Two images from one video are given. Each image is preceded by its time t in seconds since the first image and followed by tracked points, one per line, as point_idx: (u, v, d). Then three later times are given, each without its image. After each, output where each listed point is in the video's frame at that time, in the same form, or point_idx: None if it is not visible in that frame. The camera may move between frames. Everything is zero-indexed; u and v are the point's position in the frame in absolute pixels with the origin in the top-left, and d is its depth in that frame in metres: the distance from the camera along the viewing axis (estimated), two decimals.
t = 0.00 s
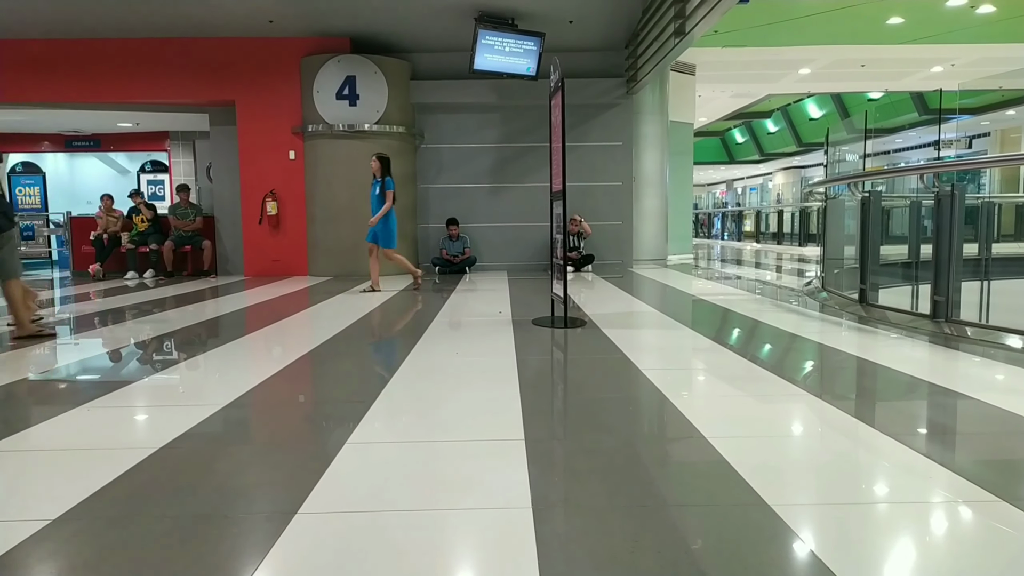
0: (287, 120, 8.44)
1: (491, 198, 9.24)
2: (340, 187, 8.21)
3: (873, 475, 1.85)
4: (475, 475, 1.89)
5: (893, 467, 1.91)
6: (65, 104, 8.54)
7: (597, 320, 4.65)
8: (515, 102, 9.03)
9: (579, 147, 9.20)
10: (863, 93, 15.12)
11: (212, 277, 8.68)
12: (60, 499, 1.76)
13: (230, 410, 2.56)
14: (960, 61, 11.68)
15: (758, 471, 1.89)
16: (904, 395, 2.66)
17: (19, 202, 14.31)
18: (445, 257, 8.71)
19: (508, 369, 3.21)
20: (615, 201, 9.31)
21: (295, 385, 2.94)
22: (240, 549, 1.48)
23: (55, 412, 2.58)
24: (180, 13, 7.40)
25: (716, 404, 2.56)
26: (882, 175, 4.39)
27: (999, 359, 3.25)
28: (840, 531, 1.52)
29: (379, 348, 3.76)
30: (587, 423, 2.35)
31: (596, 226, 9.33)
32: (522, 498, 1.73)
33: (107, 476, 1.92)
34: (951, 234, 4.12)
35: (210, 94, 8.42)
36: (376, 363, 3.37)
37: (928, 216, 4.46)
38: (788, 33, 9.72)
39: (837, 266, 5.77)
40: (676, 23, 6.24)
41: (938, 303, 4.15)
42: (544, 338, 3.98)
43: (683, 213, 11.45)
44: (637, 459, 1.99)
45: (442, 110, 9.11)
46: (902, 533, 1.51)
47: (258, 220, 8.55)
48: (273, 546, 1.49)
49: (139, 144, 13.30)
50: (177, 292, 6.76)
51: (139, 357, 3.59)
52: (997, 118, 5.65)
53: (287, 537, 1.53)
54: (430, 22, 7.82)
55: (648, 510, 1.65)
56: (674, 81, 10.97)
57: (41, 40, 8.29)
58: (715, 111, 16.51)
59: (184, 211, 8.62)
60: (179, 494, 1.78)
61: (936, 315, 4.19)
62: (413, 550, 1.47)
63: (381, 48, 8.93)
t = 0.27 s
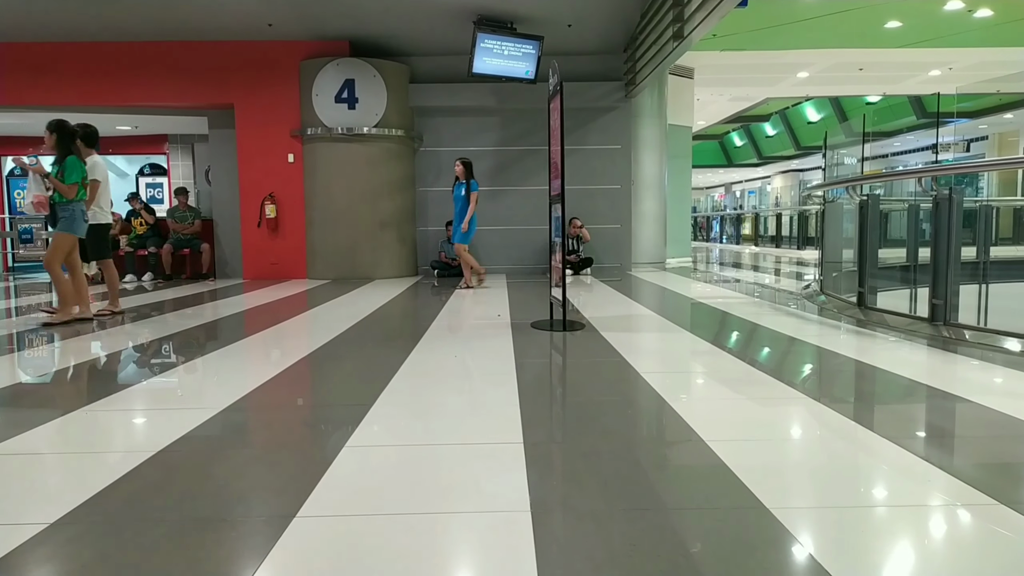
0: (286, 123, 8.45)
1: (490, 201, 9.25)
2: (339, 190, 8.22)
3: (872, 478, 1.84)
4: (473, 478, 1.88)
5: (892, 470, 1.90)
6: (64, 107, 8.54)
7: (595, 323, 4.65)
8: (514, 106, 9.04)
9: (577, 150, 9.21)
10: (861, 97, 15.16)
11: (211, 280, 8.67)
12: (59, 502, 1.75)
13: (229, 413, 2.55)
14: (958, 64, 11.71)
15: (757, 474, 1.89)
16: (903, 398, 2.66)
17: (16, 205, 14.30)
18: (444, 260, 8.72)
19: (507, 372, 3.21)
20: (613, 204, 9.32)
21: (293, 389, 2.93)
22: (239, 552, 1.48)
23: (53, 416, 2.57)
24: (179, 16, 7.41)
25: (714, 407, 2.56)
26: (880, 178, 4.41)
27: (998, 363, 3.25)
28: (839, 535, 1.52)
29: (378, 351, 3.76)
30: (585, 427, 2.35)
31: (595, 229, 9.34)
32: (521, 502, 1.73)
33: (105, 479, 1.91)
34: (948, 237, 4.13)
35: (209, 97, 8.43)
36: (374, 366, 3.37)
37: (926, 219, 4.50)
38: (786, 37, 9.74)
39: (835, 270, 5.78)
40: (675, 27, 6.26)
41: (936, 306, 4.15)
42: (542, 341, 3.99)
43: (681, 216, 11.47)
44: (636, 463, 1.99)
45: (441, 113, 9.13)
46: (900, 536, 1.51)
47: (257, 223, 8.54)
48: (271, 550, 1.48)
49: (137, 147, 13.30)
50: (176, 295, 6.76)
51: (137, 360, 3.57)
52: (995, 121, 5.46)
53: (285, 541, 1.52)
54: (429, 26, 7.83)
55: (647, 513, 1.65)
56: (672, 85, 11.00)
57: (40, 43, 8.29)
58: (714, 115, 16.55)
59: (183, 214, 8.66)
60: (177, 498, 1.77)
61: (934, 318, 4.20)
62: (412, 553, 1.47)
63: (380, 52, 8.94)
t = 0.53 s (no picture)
0: (284, 118, 8.42)
1: (489, 195, 9.23)
2: (338, 185, 8.20)
3: (871, 471, 1.85)
4: (472, 472, 1.89)
5: (891, 463, 1.91)
6: (61, 102, 8.51)
7: (595, 317, 4.65)
8: (513, 100, 9.02)
9: (577, 144, 9.19)
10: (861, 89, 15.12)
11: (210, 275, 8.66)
12: (60, 498, 1.76)
13: (229, 408, 2.56)
14: (958, 57, 11.69)
15: (756, 467, 1.89)
16: (902, 391, 2.66)
17: (15, 200, 14.27)
18: (444, 255, 8.70)
19: (506, 367, 3.21)
20: (613, 198, 9.31)
21: (293, 384, 2.93)
22: (239, 547, 1.48)
23: (54, 411, 2.57)
24: (176, 10, 7.37)
25: (714, 400, 2.57)
26: (879, 172, 4.39)
27: (997, 356, 3.26)
28: (838, 528, 1.52)
29: (378, 346, 3.75)
30: (585, 420, 2.35)
31: (594, 224, 9.33)
32: (521, 496, 1.73)
33: (106, 474, 1.92)
34: (948, 230, 4.12)
35: (207, 92, 8.40)
36: (374, 361, 3.37)
37: (926, 213, 4.49)
38: (785, 30, 9.71)
39: (834, 263, 5.77)
40: (674, 20, 6.23)
41: (936, 299, 4.15)
42: (542, 336, 3.98)
43: (681, 210, 11.46)
44: (635, 456, 1.99)
45: (440, 107, 9.10)
46: (899, 529, 1.51)
47: (255, 218, 8.53)
48: (271, 544, 1.49)
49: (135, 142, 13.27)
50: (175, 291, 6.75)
51: (138, 356, 3.56)
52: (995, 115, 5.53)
53: (285, 536, 1.52)
54: (428, 20, 7.80)
55: (646, 507, 1.65)
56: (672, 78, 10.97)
57: (37, 38, 8.26)
58: (713, 108, 16.51)
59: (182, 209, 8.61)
60: (178, 493, 1.77)
61: (933, 312, 4.20)
62: (411, 547, 1.47)
63: (378, 46, 8.91)
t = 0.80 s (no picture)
0: (283, 118, 8.41)
1: (488, 195, 9.24)
2: (336, 185, 8.20)
3: (870, 471, 1.85)
4: (471, 472, 1.89)
5: (889, 463, 1.91)
6: (60, 101, 8.50)
7: (594, 317, 4.65)
8: (512, 100, 9.02)
9: (576, 144, 9.20)
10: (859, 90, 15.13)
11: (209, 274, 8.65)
12: (58, 497, 1.75)
13: (227, 408, 2.55)
14: (956, 58, 11.71)
15: (754, 467, 1.90)
16: (900, 391, 2.67)
17: (13, 199, 14.21)
18: (443, 255, 8.70)
19: (505, 367, 3.21)
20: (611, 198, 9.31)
21: (292, 384, 2.93)
22: (237, 547, 1.48)
23: (52, 411, 2.57)
24: (175, 9, 7.36)
25: (712, 401, 2.57)
26: (878, 173, 4.40)
27: (995, 356, 3.27)
28: (836, 527, 1.53)
29: (376, 346, 3.75)
30: (584, 421, 2.35)
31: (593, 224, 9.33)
32: (519, 496, 1.73)
33: (104, 474, 1.91)
34: (946, 231, 4.13)
35: (205, 91, 8.39)
36: (373, 361, 3.37)
37: (924, 213, 4.49)
38: (784, 30, 9.72)
39: (833, 263, 5.78)
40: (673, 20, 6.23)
41: (934, 300, 4.16)
42: (541, 336, 3.98)
43: (680, 210, 11.47)
44: (634, 456, 2.00)
45: (439, 107, 9.10)
46: (897, 529, 1.51)
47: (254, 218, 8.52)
48: (270, 544, 1.49)
49: (134, 141, 13.23)
50: (173, 291, 6.74)
51: (137, 355, 3.56)
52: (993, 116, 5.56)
53: (284, 536, 1.52)
54: (427, 19, 7.80)
55: (645, 506, 1.65)
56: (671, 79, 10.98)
57: (35, 37, 8.24)
58: (712, 109, 16.52)
59: (181, 209, 8.64)
60: (176, 492, 1.77)
61: (931, 312, 4.21)
62: (410, 547, 1.47)
63: (377, 46, 8.90)
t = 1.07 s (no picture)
0: (283, 117, 8.41)
1: (488, 194, 9.24)
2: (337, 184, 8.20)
3: (870, 471, 1.85)
4: (470, 472, 1.89)
5: (889, 463, 1.91)
6: (60, 101, 8.50)
7: (594, 317, 4.65)
8: (512, 99, 9.02)
9: (576, 144, 9.20)
10: (859, 90, 15.12)
11: (209, 274, 8.65)
12: (57, 496, 1.75)
13: (228, 407, 2.56)
14: (956, 58, 11.70)
15: (754, 467, 1.90)
16: (900, 391, 2.67)
17: (14, 198, 14.18)
18: (443, 254, 8.69)
19: (505, 366, 3.21)
20: (612, 198, 9.31)
21: (292, 383, 2.93)
22: (236, 546, 1.48)
23: (52, 410, 2.57)
24: (176, 8, 7.36)
25: (713, 400, 2.57)
26: (878, 172, 4.39)
27: (995, 356, 3.27)
28: (835, 527, 1.53)
29: (376, 345, 3.75)
30: (584, 420, 2.35)
31: (593, 223, 9.33)
32: (519, 495, 1.73)
33: (104, 473, 1.91)
34: (946, 230, 4.13)
35: (206, 90, 8.39)
36: (373, 360, 3.37)
37: (924, 213, 4.48)
38: (784, 30, 9.71)
39: (833, 263, 5.78)
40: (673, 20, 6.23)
41: (934, 299, 4.16)
42: (541, 335, 3.98)
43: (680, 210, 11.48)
44: (634, 456, 2.00)
45: (439, 106, 9.10)
46: (897, 529, 1.51)
47: (254, 217, 8.52)
48: (269, 543, 1.49)
49: (135, 140, 13.22)
50: (173, 290, 6.74)
51: (137, 354, 3.57)
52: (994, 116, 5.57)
53: (283, 535, 1.52)
54: (427, 19, 7.79)
55: (645, 506, 1.65)
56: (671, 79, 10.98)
57: (36, 36, 8.24)
58: (713, 108, 16.52)
59: (181, 208, 8.62)
60: (176, 492, 1.77)
61: (931, 312, 4.21)
62: (409, 547, 1.47)
63: (377, 45, 8.91)
